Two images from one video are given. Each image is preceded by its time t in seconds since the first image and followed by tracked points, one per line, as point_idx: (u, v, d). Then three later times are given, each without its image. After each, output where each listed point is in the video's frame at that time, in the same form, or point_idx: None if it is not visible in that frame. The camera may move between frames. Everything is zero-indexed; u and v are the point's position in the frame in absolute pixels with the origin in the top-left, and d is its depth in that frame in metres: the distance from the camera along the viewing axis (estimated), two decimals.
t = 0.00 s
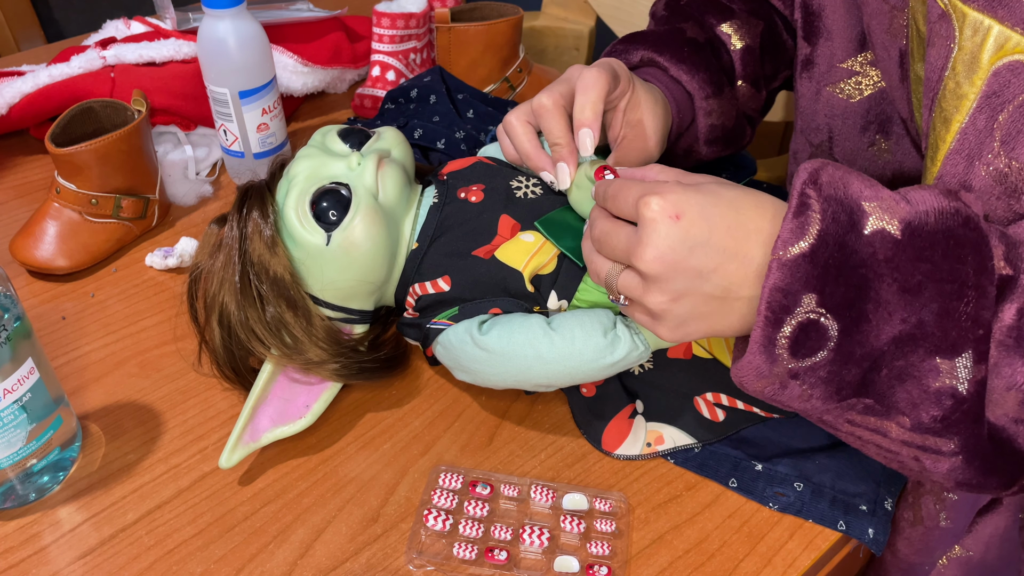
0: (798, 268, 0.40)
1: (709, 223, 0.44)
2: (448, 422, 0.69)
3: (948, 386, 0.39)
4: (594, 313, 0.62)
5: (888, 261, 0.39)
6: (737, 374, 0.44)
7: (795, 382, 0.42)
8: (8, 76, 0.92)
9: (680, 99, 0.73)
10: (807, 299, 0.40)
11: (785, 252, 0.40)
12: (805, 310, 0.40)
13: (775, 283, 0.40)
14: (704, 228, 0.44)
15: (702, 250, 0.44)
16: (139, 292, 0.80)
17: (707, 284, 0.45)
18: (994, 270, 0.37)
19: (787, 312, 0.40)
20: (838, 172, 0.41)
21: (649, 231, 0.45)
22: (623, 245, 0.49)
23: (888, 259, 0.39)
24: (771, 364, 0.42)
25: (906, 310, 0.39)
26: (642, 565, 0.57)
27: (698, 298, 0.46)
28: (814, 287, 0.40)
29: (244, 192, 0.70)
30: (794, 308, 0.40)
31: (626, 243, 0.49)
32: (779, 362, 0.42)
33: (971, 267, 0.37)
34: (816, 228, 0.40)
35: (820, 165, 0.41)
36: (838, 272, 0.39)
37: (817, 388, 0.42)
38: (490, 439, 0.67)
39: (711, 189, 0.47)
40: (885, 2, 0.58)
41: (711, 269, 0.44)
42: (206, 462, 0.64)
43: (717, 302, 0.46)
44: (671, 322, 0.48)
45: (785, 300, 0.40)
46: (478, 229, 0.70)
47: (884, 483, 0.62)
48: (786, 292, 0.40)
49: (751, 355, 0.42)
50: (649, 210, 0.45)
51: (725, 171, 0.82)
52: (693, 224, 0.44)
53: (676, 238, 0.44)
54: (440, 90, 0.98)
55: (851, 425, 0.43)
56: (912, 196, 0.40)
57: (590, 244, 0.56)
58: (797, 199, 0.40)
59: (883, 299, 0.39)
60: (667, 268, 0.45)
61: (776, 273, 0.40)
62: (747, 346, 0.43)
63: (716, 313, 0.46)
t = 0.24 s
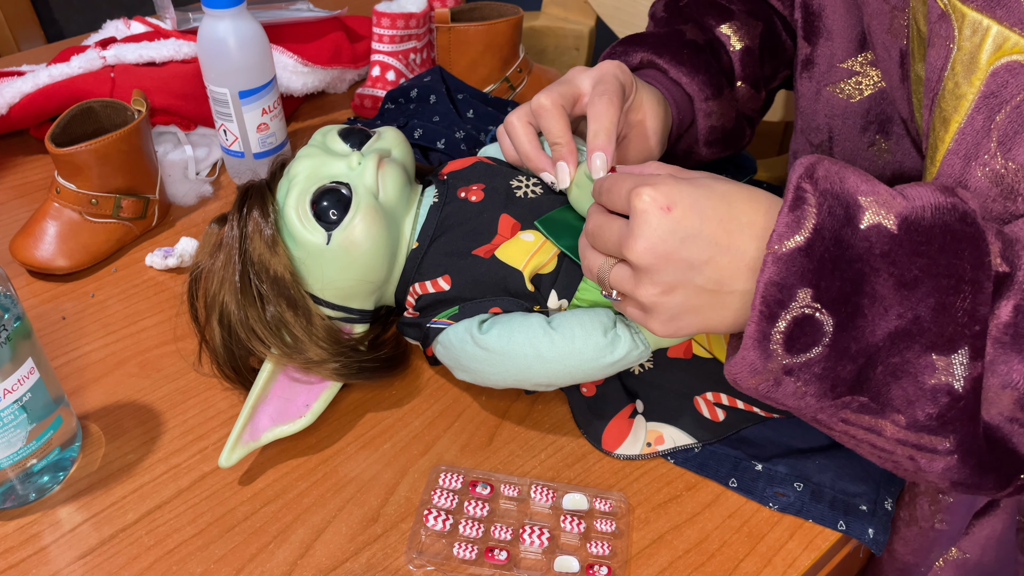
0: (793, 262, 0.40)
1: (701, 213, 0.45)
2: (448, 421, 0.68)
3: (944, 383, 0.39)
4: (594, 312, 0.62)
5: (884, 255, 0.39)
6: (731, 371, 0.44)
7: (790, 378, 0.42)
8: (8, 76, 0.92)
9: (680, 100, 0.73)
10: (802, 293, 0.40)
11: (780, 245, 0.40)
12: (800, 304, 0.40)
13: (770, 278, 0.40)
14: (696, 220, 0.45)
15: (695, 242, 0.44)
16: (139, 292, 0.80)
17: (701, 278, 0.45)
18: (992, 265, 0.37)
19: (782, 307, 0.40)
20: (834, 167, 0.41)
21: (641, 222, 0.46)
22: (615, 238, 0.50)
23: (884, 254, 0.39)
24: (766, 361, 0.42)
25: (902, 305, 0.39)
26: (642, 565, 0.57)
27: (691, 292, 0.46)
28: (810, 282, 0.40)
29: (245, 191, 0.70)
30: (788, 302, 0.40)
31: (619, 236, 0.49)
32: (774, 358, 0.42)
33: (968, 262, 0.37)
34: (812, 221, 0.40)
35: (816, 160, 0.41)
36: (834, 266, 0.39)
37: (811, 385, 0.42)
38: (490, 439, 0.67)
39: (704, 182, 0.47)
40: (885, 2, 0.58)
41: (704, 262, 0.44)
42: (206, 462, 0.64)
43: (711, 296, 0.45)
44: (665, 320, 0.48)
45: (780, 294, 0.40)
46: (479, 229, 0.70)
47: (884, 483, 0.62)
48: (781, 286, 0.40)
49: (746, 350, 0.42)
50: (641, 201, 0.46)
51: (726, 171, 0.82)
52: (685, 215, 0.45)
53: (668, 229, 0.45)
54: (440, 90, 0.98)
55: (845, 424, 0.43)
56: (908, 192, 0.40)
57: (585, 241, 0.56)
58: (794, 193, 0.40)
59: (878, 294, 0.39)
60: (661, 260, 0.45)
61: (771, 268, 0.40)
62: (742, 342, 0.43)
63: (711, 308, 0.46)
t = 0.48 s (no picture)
0: (792, 263, 0.40)
1: (693, 219, 0.45)
2: (448, 422, 0.69)
3: (944, 385, 0.39)
4: (594, 313, 0.62)
5: (884, 255, 0.39)
6: (730, 372, 0.44)
7: (788, 379, 0.42)
8: (8, 76, 0.92)
9: (681, 102, 0.73)
10: (802, 294, 0.40)
11: (779, 246, 0.40)
12: (799, 306, 0.40)
13: (769, 278, 0.40)
14: (689, 224, 0.45)
15: (689, 245, 0.44)
16: (139, 292, 0.80)
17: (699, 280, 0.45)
18: (993, 266, 0.37)
19: (781, 307, 0.40)
20: (835, 167, 0.41)
21: (635, 228, 0.46)
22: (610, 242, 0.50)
23: (884, 254, 0.39)
24: (765, 361, 0.42)
25: (902, 306, 0.39)
26: (642, 565, 0.57)
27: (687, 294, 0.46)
28: (809, 282, 0.40)
29: (245, 191, 0.71)
30: (787, 303, 0.40)
31: (614, 240, 0.49)
32: (772, 358, 0.42)
33: (968, 263, 0.37)
34: (812, 222, 0.40)
35: (817, 159, 0.41)
36: (833, 267, 0.39)
37: (810, 386, 0.42)
38: (490, 439, 0.67)
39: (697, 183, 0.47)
40: (885, 2, 0.58)
41: (699, 265, 0.44)
42: (206, 462, 0.64)
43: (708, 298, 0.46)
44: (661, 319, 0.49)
45: (779, 295, 0.40)
46: (478, 230, 0.70)
47: (884, 483, 0.62)
48: (780, 287, 0.40)
49: (744, 352, 0.42)
50: (633, 206, 0.46)
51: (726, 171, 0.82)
52: (678, 220, 0.45)
53: (662, 234, 0.45)
54: (440, 90, 0.99)
55: (843, 424, 0.43)
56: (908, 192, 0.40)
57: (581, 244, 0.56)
58: (793, 193, 0.40)
59: (878, 295, 0.39)
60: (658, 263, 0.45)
61: (769, 269, 0.40)
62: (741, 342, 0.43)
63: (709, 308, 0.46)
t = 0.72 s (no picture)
0: (785, 258, 0.40)
1: (692, 213, 0.45)
2: (448, 421, 0.68)
3: (936, 380, 0.39)
4: (593, 313, 0.62)
5: (877, 251, 0.39)
6: (723, 365, 0.44)
7: (782, 373, 0.42)
8: (8, 76, 0.92)
9: (681, 103, 0.73)
10: (795, 289, 0.40)
11: (773, 241, 0.40)
12: (793, 300, 0.40)
13: (763, 273, 0.40)
14: (688, 219, 0.45)
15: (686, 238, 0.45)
16: (139, 292, 0.80)
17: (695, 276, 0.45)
18: (986, 262, 0.37)
19: (775, 302, 0.41)
20: (830, 162, 0.41)
21: (633, 222, 0.46)
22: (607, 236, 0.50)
23: (878, 250, 0.39)
24: (758, 354, 0.42)
25: (895, 301, 0.39)
26: (642, 565, 0.57)
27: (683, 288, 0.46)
28: (803, 277, 0.40)
29: (245, 191, 0.71)
30: (781, 298, 0.40)
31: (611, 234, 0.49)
32: (766, 352, 0.42)
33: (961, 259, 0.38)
34: (806, 217, 0.40)
35: (812, 155, 0.41)
36: (827, 261, 0.40)
37: (803, 380, 0.42)
38: (490, 439, 0.67)
39: (695, 177, 0.47)
40: (886, 2, 0.58)
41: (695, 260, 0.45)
42: (206, 462, 0.64)
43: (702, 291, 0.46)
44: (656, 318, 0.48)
45: (773, 289, 0.40)
46: (479, 229, 0.70)
47: (884, 482, 0.62)
48: (774, 281, 0.40)
49: (739, 345, 0.42)
50: (631, 200, 0.46)
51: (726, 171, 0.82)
52: (676, 214, 0.45)
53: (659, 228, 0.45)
54: (440, 91, 0.99)
55: (837, 418, 0.43)
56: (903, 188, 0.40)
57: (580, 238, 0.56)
58: (787, 188, 0.40)
59: (871, 290, 0.39)
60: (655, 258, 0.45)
61: (763, 263, 0.40)
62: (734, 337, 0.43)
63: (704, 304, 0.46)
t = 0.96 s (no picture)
0: (776, 242, 0.39)
1: (685, 191, 0.45)
2: (448, 421, 0.69)
3: (928, 369, 0.39)
4: (593, 312, 0.62)
5: (869, 237, 0.39)
6: (713, 356, 0.43)
7: (772, 362, 0.42)
8: (8, 76, 0.92)
9: (680, 104, 0.73)
10: (786, 274, 0.40)
11: (765, 226, 0.40)
12: (784, 285, 0.40)
13: (754, 257, 0.40)
14: (680, 199, 0.45)
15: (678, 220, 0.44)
16: (139, 292, 0.80)
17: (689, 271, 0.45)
18: (977, 252, 0.37)
19: (765, 287, 0.40)
20: (823, 150, 0.41)
21: (626, 198, 0.45)
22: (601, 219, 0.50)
23: (869, 236, 0.39)
24: (748, 342, 0.41)
25: (886, 287, 0.38)
26: (642, 565, 0.57)
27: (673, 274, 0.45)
28: (794, 261, 0.40)
29: (245, 190, 0.71)
30: (772, 282, 0.40)
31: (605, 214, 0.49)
32: (756, 339, 0.41)
33: (953, 246, 0.37)
34: (797, 203, 0.40)
35: (804, 142, 0.41)
36: (818, 247, 0.39)
37: (794, 370, 0.41)
38: (490, 439, 0.67)
39: (692, 165, 0.47)
40: (887, 1, 0.58)
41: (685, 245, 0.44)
42: (206, 462, 0.64)
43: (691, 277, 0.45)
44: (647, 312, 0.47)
45: (764, 273, 0.40)
46: (479, 229, 0.70)
47: (884, 482, 0.62)
48: (765, 265, 0.40)
49: (728, 333, 0.42)
50: (626, 176, 0.46)
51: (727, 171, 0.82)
52: (669, 192, 0.45)
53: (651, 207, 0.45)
54: (440, 90, 0.99)
55: (830, 413, 0.42)
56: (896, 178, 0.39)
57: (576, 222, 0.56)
58: (779, 174, 0.40)
59: (862, 276, 0.39)
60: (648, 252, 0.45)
61: (755, 247, 0.40)
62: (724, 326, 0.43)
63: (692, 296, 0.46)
